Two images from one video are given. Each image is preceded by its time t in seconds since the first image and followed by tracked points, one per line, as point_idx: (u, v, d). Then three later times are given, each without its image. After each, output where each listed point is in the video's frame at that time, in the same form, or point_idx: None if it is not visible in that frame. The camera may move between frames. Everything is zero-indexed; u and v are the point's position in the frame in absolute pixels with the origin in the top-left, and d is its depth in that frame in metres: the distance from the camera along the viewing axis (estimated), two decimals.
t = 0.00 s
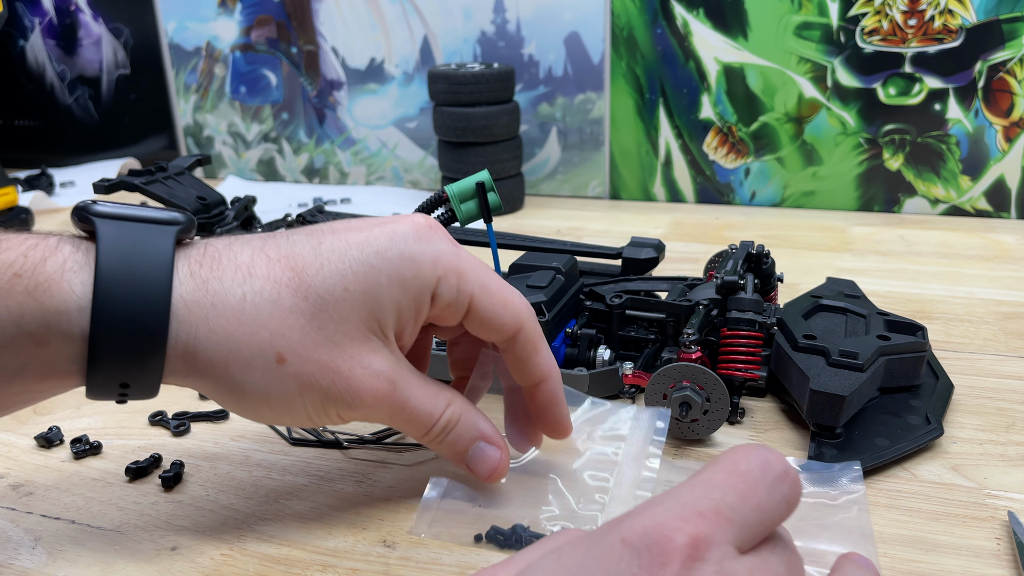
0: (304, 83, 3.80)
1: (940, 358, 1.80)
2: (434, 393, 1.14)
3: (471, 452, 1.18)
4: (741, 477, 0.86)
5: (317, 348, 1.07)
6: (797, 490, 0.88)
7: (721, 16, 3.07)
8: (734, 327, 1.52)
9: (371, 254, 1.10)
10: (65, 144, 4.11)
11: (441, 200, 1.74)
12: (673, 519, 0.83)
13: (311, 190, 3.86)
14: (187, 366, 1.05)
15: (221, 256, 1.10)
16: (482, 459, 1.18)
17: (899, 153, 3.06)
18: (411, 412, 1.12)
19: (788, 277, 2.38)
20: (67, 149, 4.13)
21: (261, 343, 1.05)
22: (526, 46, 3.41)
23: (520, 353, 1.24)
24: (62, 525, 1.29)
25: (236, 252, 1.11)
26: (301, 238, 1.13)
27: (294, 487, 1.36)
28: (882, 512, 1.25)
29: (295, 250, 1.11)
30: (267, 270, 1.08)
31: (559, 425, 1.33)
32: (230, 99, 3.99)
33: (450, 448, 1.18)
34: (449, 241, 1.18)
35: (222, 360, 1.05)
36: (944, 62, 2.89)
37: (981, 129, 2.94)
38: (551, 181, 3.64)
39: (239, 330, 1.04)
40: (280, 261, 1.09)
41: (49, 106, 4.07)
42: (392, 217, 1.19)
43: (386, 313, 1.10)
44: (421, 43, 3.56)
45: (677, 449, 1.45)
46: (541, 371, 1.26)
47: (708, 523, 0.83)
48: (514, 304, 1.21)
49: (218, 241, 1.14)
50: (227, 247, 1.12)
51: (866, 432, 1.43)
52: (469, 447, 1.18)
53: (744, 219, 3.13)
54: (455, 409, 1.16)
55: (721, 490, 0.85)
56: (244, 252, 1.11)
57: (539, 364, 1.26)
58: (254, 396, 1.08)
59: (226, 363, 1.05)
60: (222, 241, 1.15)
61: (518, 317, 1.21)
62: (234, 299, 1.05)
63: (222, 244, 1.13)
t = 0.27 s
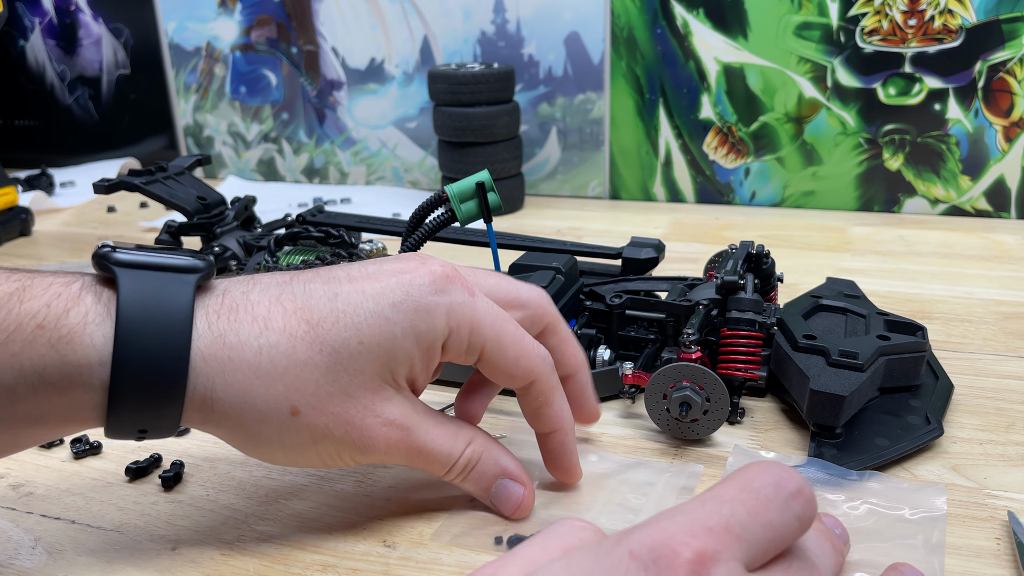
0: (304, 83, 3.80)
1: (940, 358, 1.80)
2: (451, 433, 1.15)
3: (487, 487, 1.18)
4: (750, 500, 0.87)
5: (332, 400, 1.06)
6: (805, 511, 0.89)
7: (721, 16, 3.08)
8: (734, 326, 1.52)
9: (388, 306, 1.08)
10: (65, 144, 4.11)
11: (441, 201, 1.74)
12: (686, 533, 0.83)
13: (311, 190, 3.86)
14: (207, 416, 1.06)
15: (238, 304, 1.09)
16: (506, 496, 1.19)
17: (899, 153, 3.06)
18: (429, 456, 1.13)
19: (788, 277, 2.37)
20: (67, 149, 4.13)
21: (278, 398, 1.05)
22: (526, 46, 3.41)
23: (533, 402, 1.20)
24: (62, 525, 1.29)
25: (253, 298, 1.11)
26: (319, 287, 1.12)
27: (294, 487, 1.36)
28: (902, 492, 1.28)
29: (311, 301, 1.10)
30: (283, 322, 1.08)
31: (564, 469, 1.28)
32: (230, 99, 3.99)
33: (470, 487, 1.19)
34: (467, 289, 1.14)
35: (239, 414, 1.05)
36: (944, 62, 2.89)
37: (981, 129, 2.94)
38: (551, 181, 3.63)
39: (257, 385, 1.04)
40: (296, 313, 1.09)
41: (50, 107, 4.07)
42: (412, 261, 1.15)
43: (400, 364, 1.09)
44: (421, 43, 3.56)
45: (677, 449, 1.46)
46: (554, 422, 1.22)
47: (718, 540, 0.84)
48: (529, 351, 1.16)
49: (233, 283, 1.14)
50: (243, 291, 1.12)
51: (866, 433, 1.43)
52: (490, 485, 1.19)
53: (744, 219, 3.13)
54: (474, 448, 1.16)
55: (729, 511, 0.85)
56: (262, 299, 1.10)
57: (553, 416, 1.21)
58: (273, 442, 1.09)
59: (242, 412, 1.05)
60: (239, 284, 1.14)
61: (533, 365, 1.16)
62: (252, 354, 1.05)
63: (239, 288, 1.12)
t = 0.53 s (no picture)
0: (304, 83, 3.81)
1: (939, 358, 1.80)
2: (263, 145, 1.06)
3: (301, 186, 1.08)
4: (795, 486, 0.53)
5: (125, 136, 0.99)
6: (886, 562, 0.54)
7: (721, 16, 3.08)
8: (734, 327, 1.52)
9: (139, 23, 1.03)
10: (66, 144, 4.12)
11: (441, 200, 1.74)
12: (700, 544, 0.46)
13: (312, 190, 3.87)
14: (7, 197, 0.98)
15: None
16: (345, 181, 1.10)
17: (898, 153, 3.06)
18: (247, 171, 1.04)
19: (788, 277, 2.38)
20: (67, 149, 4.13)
21: (64, 151, 0.97)
22: (526, 46, 3.41)
23: (328, 83, 1.21)
24: (62, 525, 1.29)
25: None
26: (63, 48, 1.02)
27: (295, 487, 1.37)
28: (906, 487, 1.30)
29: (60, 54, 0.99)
30: (39, 83, 0.96)
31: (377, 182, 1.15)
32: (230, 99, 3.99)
33: (312, 190, 1.10)
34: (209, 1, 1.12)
35: (39, 172, 0.97)
36: (944, 62, 2.89)
37: (981, 129, 2.94)
38: (551, 181, 3.64)
39: (32, 146, 0.95)
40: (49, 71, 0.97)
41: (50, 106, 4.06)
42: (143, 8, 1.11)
43: (176, 81, 1.03)
44: (421, 43, 3.56)
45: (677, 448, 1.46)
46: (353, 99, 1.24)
47: (747, 566, 0.46)
48: (301, 38, 1.18)
49: None
50: None
51: (866, 433, 1.44)
52: (327, 184, 1.10)
53: (744, 219, 3.13)
54: (288, 152, 1.06)
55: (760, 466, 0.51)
56: None
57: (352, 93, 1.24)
58: (86, 205, 1.02)
59: (42, 181, 0.98)
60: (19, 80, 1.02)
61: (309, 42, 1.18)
62: (12, 122, 0.94)
63: None
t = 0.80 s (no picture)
0: (304, 83, 3.81)
1: (939, 358, 1.80)
2: (141, 304, 0.96)
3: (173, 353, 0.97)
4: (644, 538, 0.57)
5: None
6: None
7: (721, 17, 3.08)
8: (734, 326, 1.52)
9: (35, 188, 0.94)
10: (65, 144, 4.12)
11: (441, 201, 1.74)
12: None
13: (312, 190, 3.87)
14: None
15: None
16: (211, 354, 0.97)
17: (898, 153, 3.07)
18: (114, 330, 0.94)
19: (787, 277, 2.38)
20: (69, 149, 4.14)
21: None
22: (526, 47, 3.41)
23: (217, 278, 1.04)
24: (63, 525, 1.29)
25: None
26: None
27: (295, 487, 1.37)
28: (906, 487, 1.30)
29: None
30: None
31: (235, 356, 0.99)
32: (231, 99, 4.00)
33: (178, 356, 0.98)
34: (129, 172, 1.00)
35: None
36: (944, 62, 2.90)
37: (980, 129, 2.94)
38: (551, 182, 3.64)
39: None
40: None
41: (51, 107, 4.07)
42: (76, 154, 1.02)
43: (55, 244, 0.94)
44: (421, 44, 3.56)
45: (677, 448, 1.46)
46: (242, 289, 1.06)
47: None
48: (200, 229, 1.01)
49: None
50: None
51: (865, 432, 1.44)
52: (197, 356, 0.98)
53: (744, 219, 3.14)
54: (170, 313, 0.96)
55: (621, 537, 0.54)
56: None
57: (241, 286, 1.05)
58: None
59: None
60: None
61: (204, 237, 1.00)
62: None
63: None
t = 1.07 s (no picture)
0: (304, 83, 3.81)
1: (939, 358, 1.81)
2: (247, 394, 1.24)
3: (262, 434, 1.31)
4: None
5: (125, 362, 1.12)
6: None
7: (721, 16, 3.08)
8: (734, 327, 1.52)
9: (188, 277, 1.12)
10: (65, 144, 4.13)
11: (441, 201, 1.74)
12: None
13: (312, 190, 3.87)
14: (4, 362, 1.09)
15: (38, 265, 1.10)
16: (299, 446, 1.38)
17: (898, 152, 3.07)
18: (222, 412, 1.22)
19: (787, 277, 2.38)
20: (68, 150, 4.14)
21: (68, 355, 1.09)
22: (526, 47, 3.41)
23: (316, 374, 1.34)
24: (63, 525, 1.29)
25: (51, 255, 1.12)
26: (124, 250, 1.13)
27: (295, 486, 1.37)
28: (906, 487, 1.30)
29: (115, 266, 1.11)
30: (83, 287, 1.09)
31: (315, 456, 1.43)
32: (230, 99, 4.00)
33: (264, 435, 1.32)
34: (270, 271, 1.21)
35: (38, 358, 1.08)
36: (944, 63, 2.90)
37: (980, 129, 2.94)
38: (551, 182, 3.64)
39: (48, 342, 1.08)
40: (99, 277, 1.10)
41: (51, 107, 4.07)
42: (220, 236, 1.19)
43: (195, 332, 1.15)
44: (421, 44, 3.56)
45: (677, 448, 1.46)
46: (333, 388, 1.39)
47: None
48: (314, 338, 1.27)
49: (34, 240, 1.15)
50: (39, 250, 1.13)
51: (865, 432, 1.44)
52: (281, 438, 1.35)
53: (744, 219, 3.14)
54: (269, 403, 1.28)
55: None
56: (61, 257, 1.12)
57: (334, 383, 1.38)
58: (61, 389, 1.13)
59: (39, 363, 1.09)
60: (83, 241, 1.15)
61: (315, 347, 1.28)
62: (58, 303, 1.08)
63: (40, 246, 1.13)
